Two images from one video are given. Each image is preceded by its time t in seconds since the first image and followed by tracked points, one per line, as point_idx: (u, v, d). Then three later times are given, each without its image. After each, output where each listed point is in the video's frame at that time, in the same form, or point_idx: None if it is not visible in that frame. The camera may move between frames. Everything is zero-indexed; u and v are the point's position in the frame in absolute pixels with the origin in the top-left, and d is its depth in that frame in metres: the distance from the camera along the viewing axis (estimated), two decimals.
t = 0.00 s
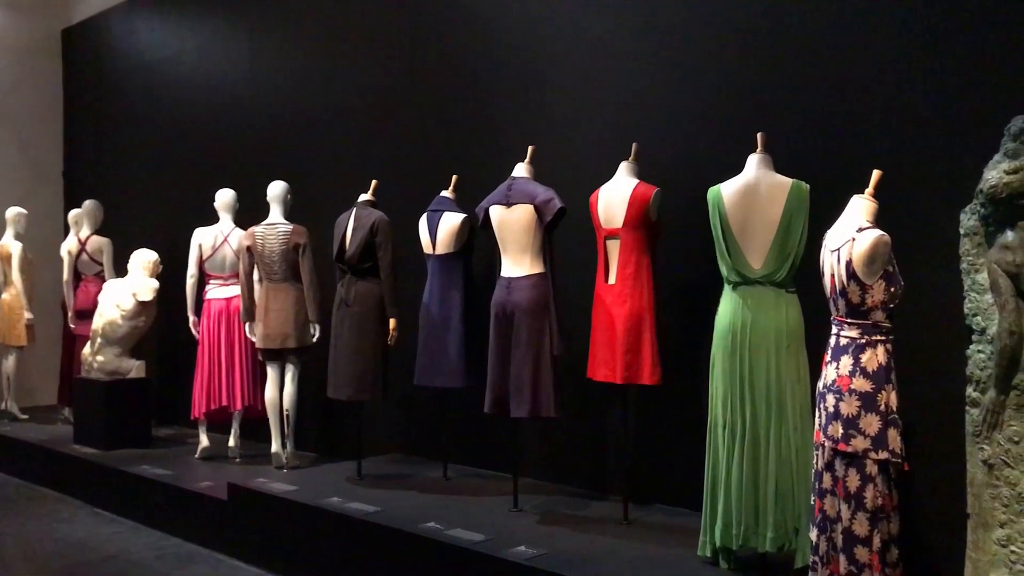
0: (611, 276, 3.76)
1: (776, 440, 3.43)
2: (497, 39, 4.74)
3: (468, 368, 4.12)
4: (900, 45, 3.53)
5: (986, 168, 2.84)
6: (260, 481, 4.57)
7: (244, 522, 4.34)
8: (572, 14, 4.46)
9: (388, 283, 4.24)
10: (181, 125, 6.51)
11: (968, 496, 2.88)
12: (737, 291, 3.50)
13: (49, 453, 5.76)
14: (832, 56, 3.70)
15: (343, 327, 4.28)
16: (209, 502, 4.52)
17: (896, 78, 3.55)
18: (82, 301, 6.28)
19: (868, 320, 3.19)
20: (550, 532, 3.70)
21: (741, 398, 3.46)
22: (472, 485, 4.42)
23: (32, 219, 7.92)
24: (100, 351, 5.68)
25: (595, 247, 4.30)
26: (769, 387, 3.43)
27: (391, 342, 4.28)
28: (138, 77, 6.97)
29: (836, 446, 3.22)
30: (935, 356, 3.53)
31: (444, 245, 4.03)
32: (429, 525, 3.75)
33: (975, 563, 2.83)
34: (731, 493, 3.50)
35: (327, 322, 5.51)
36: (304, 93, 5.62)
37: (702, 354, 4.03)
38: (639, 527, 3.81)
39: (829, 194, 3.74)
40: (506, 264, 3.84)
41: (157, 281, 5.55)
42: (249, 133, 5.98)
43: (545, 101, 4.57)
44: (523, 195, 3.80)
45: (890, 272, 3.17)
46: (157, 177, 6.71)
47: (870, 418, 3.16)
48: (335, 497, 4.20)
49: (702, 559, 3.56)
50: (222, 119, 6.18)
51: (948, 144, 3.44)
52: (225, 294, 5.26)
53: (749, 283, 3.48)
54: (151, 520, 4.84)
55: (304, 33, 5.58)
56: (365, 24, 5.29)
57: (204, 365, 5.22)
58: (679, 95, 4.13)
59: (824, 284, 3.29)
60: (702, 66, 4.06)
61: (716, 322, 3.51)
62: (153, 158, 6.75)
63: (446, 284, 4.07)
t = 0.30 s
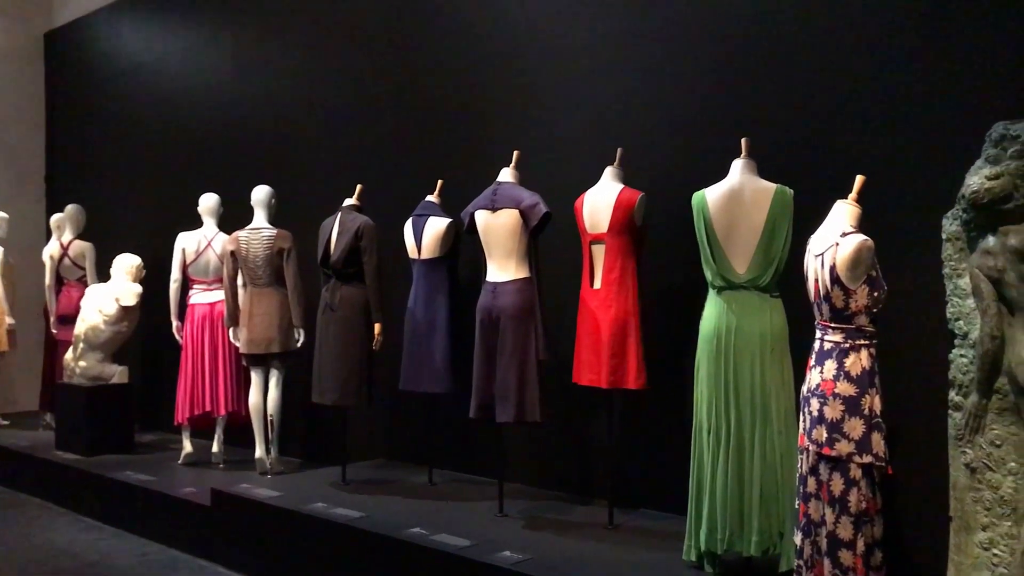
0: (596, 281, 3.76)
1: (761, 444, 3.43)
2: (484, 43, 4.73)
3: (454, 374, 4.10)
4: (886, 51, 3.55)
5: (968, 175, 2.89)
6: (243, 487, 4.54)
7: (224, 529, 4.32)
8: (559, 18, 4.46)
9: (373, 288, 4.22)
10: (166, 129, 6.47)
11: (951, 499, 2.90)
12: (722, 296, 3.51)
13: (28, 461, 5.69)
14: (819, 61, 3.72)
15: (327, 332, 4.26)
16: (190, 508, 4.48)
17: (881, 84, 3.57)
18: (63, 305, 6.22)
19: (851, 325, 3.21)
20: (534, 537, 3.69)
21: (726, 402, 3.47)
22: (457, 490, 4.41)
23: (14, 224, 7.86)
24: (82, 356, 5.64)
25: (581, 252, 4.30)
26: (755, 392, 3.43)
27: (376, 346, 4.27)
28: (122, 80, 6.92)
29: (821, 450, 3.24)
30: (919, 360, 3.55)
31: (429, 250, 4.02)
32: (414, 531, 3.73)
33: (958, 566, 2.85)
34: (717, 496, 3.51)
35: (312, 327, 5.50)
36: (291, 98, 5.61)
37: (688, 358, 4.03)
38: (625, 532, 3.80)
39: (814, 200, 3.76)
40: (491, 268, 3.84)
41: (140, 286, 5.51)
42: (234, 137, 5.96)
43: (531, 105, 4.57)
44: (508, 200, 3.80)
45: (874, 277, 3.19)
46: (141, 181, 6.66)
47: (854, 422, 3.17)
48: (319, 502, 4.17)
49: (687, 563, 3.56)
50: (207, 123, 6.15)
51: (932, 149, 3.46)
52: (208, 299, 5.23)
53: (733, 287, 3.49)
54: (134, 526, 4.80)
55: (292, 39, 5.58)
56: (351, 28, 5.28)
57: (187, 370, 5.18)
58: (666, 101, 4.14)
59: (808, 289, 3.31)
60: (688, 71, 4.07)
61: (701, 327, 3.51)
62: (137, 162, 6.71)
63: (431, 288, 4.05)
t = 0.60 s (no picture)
0: (579, 287, 3.76)
1: (744, 449, 3.45)
2: (467, 49, 4.73)
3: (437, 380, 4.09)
4: (866, 58, 3.58)
5: (946, 181, 2.91)
6: (224, 494, 4.51)
7: (206, 536, 4.29)
8: (543, 25, 4.47)
9: (356, 293, 4.21)
10: (147, 133, 6.43)
11: (930, 503, 2.92)
12: (704, 302, 3.52)
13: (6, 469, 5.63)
14: (801, 68, 3.74)
15: (309, 339, 4.24)
16: (171, 515, 4.44)
17: (860, 91, 3.60)
18: (43, 311, 6.17)
19: (832, 331, 3.23)
20: (517, 544, 3.68)
21: (708, 407, 3.48)
22: (440, 497, 4.40)
23: None
24: (62, 363, 5.61)
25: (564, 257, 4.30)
26: (737, 398, 3.44)
27: (358, 352, 4.26)
28: (103, 85, 6.87)
29: (802, 455, 3.25)
30: (899, 364, 3.57)
31: (412, 256, 4.01)
32: (396, 537, 3.72)
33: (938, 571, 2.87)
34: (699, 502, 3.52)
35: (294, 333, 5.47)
36: (272, 104, 5.59)
37: (670, 364, 4.04)
38: (608, 537, 3.80)
39: (795, 206, 3.78)
40: (474, 274, 3.83)
41: (120, 292, 5.47)
42: (216, 142, 5.93)
43: (514, 111, 4.57)
44: (491, 206, 3.80)
45: (854, 282, 3.21)
46: (122, 186, 6.62)
47: (835, 427, 3.19)
48: (301, 509, 4.15)
49: (671, 569, 3.56)
50: (189, 128, 6.11)
51: (913, 155, 3.49)
52: (189, 305, 5.19)
53: (715, 293, 3.50)
54: (114, 534, 4.75)
55: (273, 44, 5.57)
56: (334, 33, 5.26)
57: (168, 377, 5.14)
58: (649, 106, 4.15)
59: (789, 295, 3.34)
60: (671, 77, 4.09)
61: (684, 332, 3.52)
62: (117, 167, 6.66)
63: (414, 294, 4.04)
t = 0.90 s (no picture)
0: (561, 293, 3.77)
1: (723, 457, 3.46)
2: (449, 55, 4.74)
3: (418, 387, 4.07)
4: (844, 68, 3.62)
5: (924, 189, 2.94)
6: (204, 502, 4.47)
7: (185, 545, 4.25)
8: (525, 32, 4.48)
9: (337, 300, 4.20)
10: (126, 139, 6.39)
11: (908, 508, 2.95)
12: (685, 309, 3.53)
13: None
14: (780, 77, 3.77)
15: (290, 345, 4.22)
16: (150, 523, 4.40)
17: (837, 101, 3.63)
18: (19, 318, 6.10)
19: (812, 337, 3.25)
20: (499, 551, 3.67)
21: (689, 414, 3.49)
22: (421, 504, 4.38)
23: None
24: (40, 370, 5.53)
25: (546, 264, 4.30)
26: (718, 404, 3.45)
27: (339, 359, 4.24)
28: (82, 90, 6.82)
29: (782, 461, 3.27)
30: (878, 371, 3.60)
31: (393, 263, 3.99)
32: (378, 545, 3.70)
33: None
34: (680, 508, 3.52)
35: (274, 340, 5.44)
36: (253, 110, 5.57)
37: (651, 371, 4.05)
38: (589, 544, 3.80)
39: (775, 213, 3.81)
40: (456, 281, 3.83)
41: (99, 299, 5.43)
42: (196, 148, 5.89)
43: (496, 118, 4.58)
44: (473, 212, 3.79)
45: (833, 289, 3.23)
46: (100, 192, 6.56)
47: (815, 433, 3.21)
48: (281, 517, 4.12)
49: None
50: (168, 134, 6.07)
51: (891, 165, 3.52)
52: (169, 312, 5.16)
53: (695, 300, 3.52)
54: (92, 543, 4.70)
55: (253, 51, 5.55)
56: (316, 39, 5.25)
57: (147, 384, 5.10)
58: (630, 114, 4.17)
59: (769, 302, 3.35)
60: (652, 85, 4.10)
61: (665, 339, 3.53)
62: (96, 173, 6.61)
63: (395, 301, 4.03)
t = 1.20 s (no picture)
0: (541, 300, 3.77)
1: (703, 463, 3.47)
2: (429, 62, 4.74)
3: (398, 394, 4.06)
4: (819, 78, 3.66)
5: (901, 197, 2.99)
6: (182, 511, 4.43)
7: (163, 553, 4.21)
8: (505, 39, 4.49)
9: (316, 307, 4.18)
10: (104, 145, 6.34)
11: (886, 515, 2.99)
12: (664, 316, 3.54)
13: None
14: (759, 85, 3.80)
15: (269, 353, 4.20)
16: (127, 532, 4.36)
17: (813, 110, 3.67)
18: None
19: (790, 344, 3.27)
20: (479, 559, 3.66)
21: (669, 421, 3.50)
22: (401, 512, 4.36)
23: None
24: (16, 378, 5.43)
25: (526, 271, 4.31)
26: (698, 411, 3.46)
27: (319, 366, 4.22)
28: (59, 96, 6.76)
29: (762, 467, 3.28)
30: (854, 378, 3.63)
31: (374, 270, 3.98)
32: (357, 553, 3.69)
33: None
34: (660, 515, 3.53)
35: (253, 347, 5.42)
36: (232, 116, 5.55)
37: (631, 378, 4.06)
38: (569, 551, 3.80)
39: (754, 220, 3.83)
40: (435, 288, 3.82)
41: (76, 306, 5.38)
42: (174, 154, 5.86)
43: (476, 125, 4.58)
44: (454, 219, 3.79)
45: (812, 296, 3.25)
46: (78, 198, 6.51)
47: (793, 439, 3.22)
48: (260, 526, 4.10)
49: None
50: (146, 140, 6.04)
51: (866, 174, 3.56)
52: (147, 319, 5.11)
53: (675, 307, 3.53)
54: (68, 553, 4.65)
55: (232, 57, 5.53)
56: (296, 45, 5.24)
57: (125, 392, 5.06)
58: (610, 122, 4.18)
59: (748, 309, 3.37)
60: (632, 92, 4.12)
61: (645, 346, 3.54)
62: (73, 179, 6.56)
63: (375, 308, 4.02)
